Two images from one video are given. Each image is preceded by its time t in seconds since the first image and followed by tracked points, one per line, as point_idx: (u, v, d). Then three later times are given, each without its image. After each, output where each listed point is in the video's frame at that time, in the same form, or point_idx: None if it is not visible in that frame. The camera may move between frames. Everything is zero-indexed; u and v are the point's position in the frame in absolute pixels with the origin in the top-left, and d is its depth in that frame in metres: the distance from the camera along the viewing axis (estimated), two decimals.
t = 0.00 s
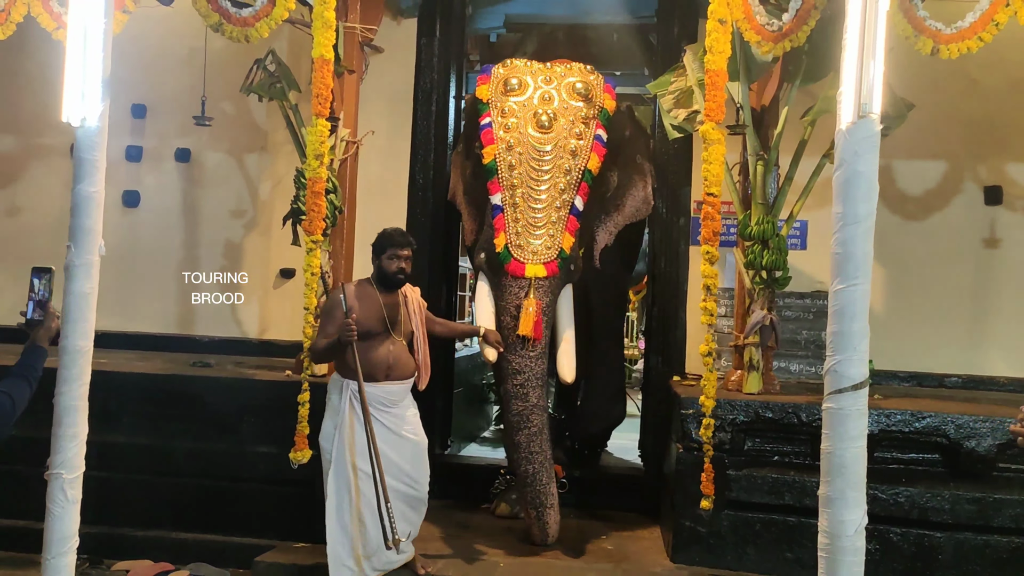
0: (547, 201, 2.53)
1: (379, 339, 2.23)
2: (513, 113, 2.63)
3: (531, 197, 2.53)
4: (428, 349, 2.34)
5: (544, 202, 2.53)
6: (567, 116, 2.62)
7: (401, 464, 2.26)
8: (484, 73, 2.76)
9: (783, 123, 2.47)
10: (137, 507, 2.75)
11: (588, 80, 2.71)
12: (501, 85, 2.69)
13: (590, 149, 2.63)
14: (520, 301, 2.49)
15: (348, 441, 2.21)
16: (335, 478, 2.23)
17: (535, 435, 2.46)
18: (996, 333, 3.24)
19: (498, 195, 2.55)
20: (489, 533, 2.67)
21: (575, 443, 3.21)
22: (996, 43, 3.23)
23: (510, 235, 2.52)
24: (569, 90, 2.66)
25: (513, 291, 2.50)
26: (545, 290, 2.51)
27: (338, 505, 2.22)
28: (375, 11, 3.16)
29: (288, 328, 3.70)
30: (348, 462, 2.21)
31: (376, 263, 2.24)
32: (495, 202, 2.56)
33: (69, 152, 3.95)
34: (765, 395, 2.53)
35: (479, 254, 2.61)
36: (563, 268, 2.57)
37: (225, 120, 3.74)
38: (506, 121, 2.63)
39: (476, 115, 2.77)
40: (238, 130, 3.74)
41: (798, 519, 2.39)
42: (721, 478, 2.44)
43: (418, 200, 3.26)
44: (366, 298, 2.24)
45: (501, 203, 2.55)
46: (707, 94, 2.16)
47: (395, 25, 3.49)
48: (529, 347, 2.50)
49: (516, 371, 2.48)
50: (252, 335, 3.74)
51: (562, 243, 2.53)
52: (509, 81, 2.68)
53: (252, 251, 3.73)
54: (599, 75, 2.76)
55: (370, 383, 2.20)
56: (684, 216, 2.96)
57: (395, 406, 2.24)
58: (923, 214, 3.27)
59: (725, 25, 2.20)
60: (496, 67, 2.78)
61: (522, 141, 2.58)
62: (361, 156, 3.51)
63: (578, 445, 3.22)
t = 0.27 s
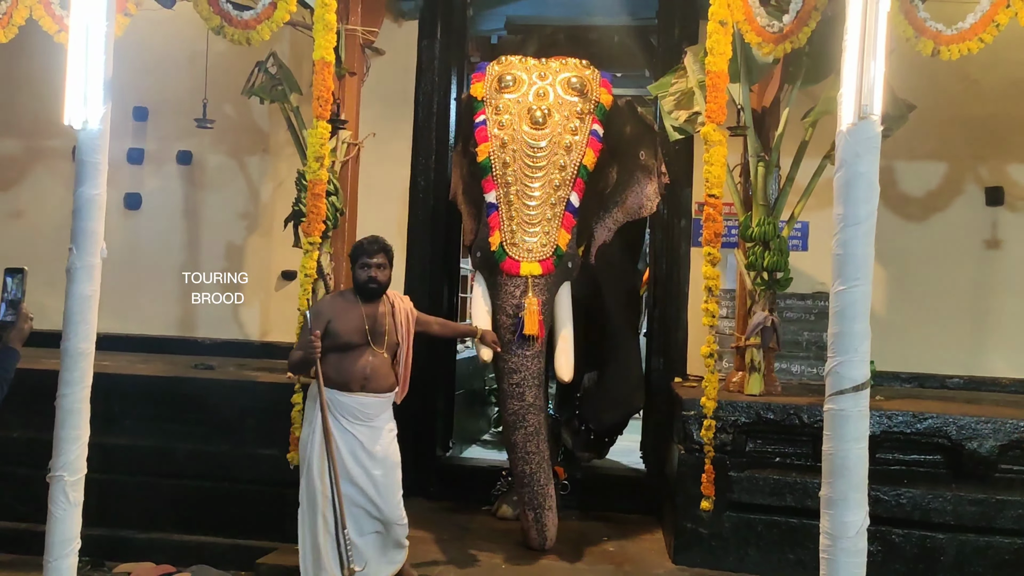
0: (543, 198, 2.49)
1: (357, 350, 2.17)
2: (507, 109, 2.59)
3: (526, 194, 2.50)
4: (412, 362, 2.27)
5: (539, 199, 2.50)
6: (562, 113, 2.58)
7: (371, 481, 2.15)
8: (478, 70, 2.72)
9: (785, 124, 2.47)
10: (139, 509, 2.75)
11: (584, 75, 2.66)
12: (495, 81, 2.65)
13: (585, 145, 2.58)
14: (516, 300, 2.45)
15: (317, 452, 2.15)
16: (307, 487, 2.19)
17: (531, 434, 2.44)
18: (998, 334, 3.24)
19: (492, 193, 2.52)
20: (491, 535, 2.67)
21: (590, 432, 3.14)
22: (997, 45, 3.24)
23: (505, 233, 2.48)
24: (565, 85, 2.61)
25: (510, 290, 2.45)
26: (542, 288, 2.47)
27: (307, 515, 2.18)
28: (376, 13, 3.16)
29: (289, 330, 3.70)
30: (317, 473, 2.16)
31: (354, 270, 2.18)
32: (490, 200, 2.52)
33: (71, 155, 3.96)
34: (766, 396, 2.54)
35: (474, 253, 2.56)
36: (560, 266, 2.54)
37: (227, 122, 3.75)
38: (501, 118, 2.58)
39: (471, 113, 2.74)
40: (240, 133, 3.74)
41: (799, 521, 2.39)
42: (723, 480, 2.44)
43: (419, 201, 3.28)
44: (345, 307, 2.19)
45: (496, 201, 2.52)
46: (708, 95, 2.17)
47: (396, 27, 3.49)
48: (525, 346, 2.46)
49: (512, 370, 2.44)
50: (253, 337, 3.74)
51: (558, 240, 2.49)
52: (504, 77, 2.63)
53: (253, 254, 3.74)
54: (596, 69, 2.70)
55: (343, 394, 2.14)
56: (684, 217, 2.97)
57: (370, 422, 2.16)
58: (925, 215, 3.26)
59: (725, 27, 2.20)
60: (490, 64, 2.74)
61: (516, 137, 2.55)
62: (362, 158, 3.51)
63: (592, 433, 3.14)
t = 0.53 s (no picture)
0: (540, 201, 2.48)
1: (357, 357, 2.17)
2: (505, 111, 2.59)
3: (522, 197, 2.49)
4: (411, 370, 2.28)
5: (536, 203, 2.48)
6: (561, 114, 2.57)
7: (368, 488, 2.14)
8: (479, 72, 2.73)
9: (786, 127, 2.48)
10: (142, 513, 2.75)
11: (584, 77, 2.66)
12: (494, 83, 2.65)
13: (584, 147, 2.57)
14: (510, 305, 2.41)
15: (315, 457, 2.15)
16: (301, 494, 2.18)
17: (525, 443, 2.39)
18: (1000, 336, 3.24)
19: (489, 196, 2.52)
20: (494, 538, 2.68)
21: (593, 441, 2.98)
22: (998, 47, 3.24)
23: (501, 238, 2.47)
24: (565, 87, 2.61)
25: (505, 295, 2.42)
26: (537, 293, 2.43)
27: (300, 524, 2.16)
28: (378, 17, 3.16)
29: (292, 334, 3.71)
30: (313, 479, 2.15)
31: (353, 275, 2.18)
32: (487, 203, 2.52)
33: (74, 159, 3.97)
34: (769, 398, 2.55)
35: (471, 258, 2.55)
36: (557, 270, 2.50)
37: (229, 126, 3.76)
38: (499, 121, 2.59)
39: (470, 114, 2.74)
40: (242, 136, 3.75)
41: (802, 522, 2.39)
42: (725, 482, 2.44)
43: (421, 205, 3.28)
44: (343, 313, 2.18)
45: (493, 204, 2.51)
46: (709, 98, 2.17)
47: (398, 30, 3.50)
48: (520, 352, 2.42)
49: (507, 376, 2.40)
50: (256, 340, 3.74)
51: (555, 244, 2.47)
52: (503, 79, 2.64)
53: (256, 257, 3.75)
54: (596, 70, 2.70)
55: (341, 401, 2.14)
56: (686, 220, 3.00)
57: (368, 429, 2.15)
58: (927, 216, 3.26)
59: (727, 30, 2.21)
60: (491, 66, 2.74)
61: (514, 139, 2.54)
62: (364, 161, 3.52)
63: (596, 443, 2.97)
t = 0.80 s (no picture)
0: (539, 201, 2.46)
1: (367, 361, 2.16)
2: (506, 111, 2.59)
3: (522, 196, 2.48)
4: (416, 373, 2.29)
5: (536, 202, 2.46)
6: (563, 114, 2.56)
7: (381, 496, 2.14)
8: (482, 73, 2.72)
9: (789, 130, 2.48)
10: (146, 515, 2.76)
11: (588, 77, 2.65)
12: (497, 83, 2.65)
13: (585, 147, 2.55)
14: (508, 305, 2.37)
15: (325, 469, 2.14)
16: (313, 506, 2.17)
17: (524, 446, 2.34)
18: (1004, 338, 3.23)
19: (489, 196, 2.50)
20: (497, 541, 2.68)
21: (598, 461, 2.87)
22: (1001, 49, 3.24)
23: (500, 238, 2.44)
24: (567, 88, 2.61)
25: (503, 295, 2.38)
26: (536, 293, 2.38)
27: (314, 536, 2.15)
28: (382, 20, 3.17)
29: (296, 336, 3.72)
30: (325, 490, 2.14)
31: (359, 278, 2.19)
32: (487, 203, 2.51)
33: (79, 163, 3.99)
34: (773, 401, 2.54)
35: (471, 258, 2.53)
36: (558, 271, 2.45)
37: (233, 129, 3.77)
38: (500, 120, 2.58)
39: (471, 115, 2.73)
40: (246, 140, 3.76)
41: (806, 525, 2.39)
42: (729, 484, 2.45)
43: (423, 207, 3.26)
44: (350, 317, 2.17)
45: (493, 204, 2.49)
46: (711, 101, 2.17)
47: (401, 33, 3.51)
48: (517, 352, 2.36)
49: (504, 377, 2.35)
50: (260, 343, 3.76)
51: (554, 244, 2.44)
52: (505, 79, 2.64)
53: (260, 260, 3.76)
54: (599, 70, 2.69)
55: (352, 408, 2.13)
56: (690, 222, 2.99)
57: (378, 435, 2.15)
58: (930, 218, 3.26)
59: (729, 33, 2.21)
60: (493, 66, 2.74)
61: (515, 139, 2.53)
62: (368, 165, 3.53)
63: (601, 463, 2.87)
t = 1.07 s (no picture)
0: (540, 201, 2.41)
1: (383, 357, 2.17)
2: (507, 111, 2.54)
3: (523, 195, 2.43)
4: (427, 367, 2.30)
5: (537, 202, 2.41)
6: (564, 114, 2.52)
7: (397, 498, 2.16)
8: (482, 72, 2.68)
9: (793, 131, 2.48)
10: (153, 517, 2.77)
11: (590, 76, 2.60)
12: (497, 83, 2.61)
13: (587, 146, 2.49)
14: (510, 305, 2.34)
15: (344, 468, 2.12)
16: (329, 508, 2.15)
17: (524, 448, 2.31)
18: (1009, 340, 3.23)
19: (490, 196, 2.45)
20: (502, 542, 2.69)
21: (599, 477, 2.90)
22: (1005, 51, 3.24)
23: (501, 237, 2.40)
24: (568, 87, 2.56)
25: (504, 295, 2.35)
26: (537, 293, 2.35)
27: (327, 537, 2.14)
28: (387, 24, 3.19)
29: (301, 339, 3.73)
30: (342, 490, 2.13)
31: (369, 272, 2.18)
32: (488, 203, 2.45)
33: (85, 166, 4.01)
34: (778, 403, 2.53)
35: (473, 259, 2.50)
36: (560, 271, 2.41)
37: (239, 133, 3.79)
38: (500, 120, 2.53)
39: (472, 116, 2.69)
40: (252, 143, 3.78)
41: (811, 526, 2.39)
42: (733, 486, 2.45)
43: (429, 211, 3.28)
44: (362, 313, 2.16)
45: (494, 204, 2.44)
46: (714, 103, 2.17)
47: (406, 37, 3.53)
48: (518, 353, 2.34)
49: (506, 377, 2.33)
50: (265, 346, 3.77)
51: (556, 244, 2.38)
52: (506, 79, 2.60)
53: (265, 263, 3.77)
54: (600, 69, 2.64)
55: (374, 405, 2.13)
56: (693, 225, 3.00)
57: (395, 432, 2.16)
58: (935, 220, 3.26)
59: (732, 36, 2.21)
60: (494, 66, 2.69)
61: (515, 139, 2.49)
62: (373, 169, 3.54)
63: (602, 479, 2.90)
